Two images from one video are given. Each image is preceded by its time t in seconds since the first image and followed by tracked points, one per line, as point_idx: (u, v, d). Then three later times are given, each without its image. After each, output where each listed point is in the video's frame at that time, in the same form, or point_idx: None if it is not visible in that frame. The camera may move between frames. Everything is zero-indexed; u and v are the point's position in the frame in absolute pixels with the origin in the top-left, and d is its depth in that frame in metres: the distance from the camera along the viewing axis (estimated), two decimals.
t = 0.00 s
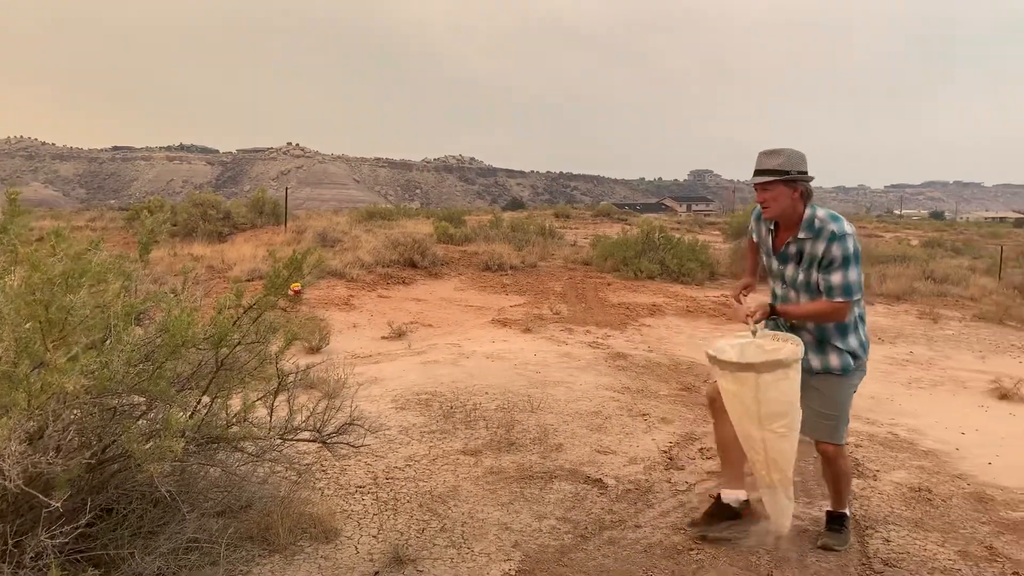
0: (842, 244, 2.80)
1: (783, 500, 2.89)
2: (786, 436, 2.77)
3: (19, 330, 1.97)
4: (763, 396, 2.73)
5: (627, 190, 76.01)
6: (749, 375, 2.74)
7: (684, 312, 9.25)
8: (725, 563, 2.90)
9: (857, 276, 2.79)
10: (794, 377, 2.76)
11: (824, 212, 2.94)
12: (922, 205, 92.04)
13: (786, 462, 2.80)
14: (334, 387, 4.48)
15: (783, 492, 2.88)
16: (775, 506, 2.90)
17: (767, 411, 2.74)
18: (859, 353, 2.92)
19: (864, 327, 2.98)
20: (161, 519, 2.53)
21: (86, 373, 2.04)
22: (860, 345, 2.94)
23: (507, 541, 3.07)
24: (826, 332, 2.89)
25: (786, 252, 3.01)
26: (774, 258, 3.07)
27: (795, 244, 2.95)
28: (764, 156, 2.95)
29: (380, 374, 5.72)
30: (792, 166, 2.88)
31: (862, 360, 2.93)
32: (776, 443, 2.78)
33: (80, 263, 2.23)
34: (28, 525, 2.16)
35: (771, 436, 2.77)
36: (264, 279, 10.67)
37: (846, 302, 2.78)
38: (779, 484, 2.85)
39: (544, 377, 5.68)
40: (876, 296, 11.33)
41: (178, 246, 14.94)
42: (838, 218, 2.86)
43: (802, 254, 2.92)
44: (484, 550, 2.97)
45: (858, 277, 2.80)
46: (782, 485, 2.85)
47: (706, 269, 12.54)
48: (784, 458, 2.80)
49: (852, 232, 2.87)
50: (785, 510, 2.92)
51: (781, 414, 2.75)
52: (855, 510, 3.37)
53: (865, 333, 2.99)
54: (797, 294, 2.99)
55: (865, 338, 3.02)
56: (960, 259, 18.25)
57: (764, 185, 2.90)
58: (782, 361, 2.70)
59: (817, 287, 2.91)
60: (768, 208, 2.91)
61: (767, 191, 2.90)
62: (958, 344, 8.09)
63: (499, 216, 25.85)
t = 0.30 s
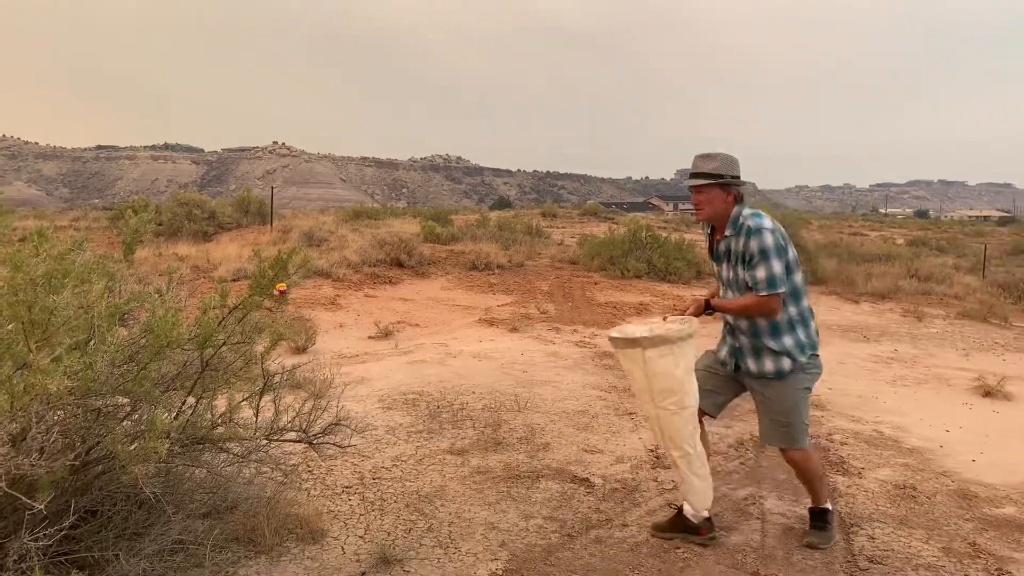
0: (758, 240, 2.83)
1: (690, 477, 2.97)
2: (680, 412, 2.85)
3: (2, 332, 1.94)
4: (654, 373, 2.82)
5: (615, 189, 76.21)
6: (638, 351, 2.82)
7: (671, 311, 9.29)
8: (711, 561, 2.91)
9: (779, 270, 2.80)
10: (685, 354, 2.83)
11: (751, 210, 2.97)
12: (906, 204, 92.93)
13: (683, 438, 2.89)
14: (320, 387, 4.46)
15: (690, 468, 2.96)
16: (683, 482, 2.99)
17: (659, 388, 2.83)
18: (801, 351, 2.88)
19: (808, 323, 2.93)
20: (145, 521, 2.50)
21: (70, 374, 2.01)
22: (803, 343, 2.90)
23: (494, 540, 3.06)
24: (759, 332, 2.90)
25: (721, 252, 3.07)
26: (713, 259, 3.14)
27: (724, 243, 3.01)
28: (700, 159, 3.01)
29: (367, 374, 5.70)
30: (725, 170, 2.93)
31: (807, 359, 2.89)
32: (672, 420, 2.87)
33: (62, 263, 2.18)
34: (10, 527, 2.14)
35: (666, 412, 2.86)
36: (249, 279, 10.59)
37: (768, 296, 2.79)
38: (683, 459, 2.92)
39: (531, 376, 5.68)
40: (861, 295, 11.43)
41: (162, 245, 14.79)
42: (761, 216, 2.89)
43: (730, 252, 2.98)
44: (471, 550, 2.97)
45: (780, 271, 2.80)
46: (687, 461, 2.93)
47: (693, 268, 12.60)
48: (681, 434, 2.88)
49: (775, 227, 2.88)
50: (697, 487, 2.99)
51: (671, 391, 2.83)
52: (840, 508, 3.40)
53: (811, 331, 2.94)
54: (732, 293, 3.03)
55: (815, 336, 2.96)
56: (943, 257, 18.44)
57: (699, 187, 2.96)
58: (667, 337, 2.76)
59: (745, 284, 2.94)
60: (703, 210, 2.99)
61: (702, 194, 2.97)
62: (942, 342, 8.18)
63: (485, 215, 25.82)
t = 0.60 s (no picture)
0: (683, 246, 2.88)
1: (568, 469, 3.25)
2: (566, 407, 3.10)
3: None
4: (552, 363, 3.10)
5: (613, 189, 76.23)
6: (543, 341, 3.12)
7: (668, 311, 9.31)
8: (709, 561, 2.92)
9: (707, 273, 2.83)
10: (584, 355, 3.10)
11: (685, 216, 3.01)
12: (904, 205, 93.07)
13: (570, 433, 3.14)
14: (319, 388, 4.46)
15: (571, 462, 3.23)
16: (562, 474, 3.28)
17: (555, 379, 3.10)
18: (738, 351, 2.89)
19: (748, 323, 2.93)
20: (144, 522, 2.50)
21: (69, 376, 2.01)
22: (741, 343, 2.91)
23: (493, 541, 3.07)
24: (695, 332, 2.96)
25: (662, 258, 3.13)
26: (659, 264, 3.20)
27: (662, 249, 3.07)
28: (644, 166, 3.05)
29: (365, 375, 5.70)
30: (668, 178, 2.99)
31: (743, 359, 2.89)
32: (560, 414, 3.12)
33: (61, 265, 2.18)
34: (9, 530, 2.13)
35: (556, 404, 3.12)
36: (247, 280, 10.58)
37: (700, 300, 2.83)
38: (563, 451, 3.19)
39: (529, 377, 5.69)
40: (859, 295, 11.45)
41: (161, 247, 14.78)
42: (690, 221, 2.93)
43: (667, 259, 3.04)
44: (470, 551, 2.97)
45: (708, 274, 2.83)
46: (568, 455, 3.20)
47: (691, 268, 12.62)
48: (566, 430, 3.13)
49: (704, 231, 2.91)
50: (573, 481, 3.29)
51: (563, 384, 3.09)
52: (838, 508, 3.41)
53: (753, 330, 2.93)
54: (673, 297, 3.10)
55: (758, 335, 2.95)
56: (941, 257, 18.49)
57: (642, 194, 3.03)
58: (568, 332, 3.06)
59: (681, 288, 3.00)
60: (646, 218, 3.05)
61: (645, 202, 3.04)
62: (940, 341, 8.20)
63: (483, 215, 25.77)
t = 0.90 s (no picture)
0: (658, 261, 2.85)
1: (541, 468, 3.51)
2: (538, 412, 3.33)
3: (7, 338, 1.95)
4: (526, 370, 3.30)
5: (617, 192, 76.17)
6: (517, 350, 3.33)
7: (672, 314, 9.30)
8: (715, 564, 2.91)
9: (682, 287, 2.79)
10: (556, 364, 3.28)
11: (665, 227, 2.96)
12: (908, 206, 92.81)
13: (541, 434, 3.40)
14: (324, 391, 4.46)
15: (543, 461, 3.49)
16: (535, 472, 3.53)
17: (528, 384, 3.32)
18: (707, 349, 2.90)
19: (725, 328, 2.90)
20: (150, 525, 2.51)
21: (75, 379, 2.03)
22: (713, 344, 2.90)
23: (498, 544, 3.07)
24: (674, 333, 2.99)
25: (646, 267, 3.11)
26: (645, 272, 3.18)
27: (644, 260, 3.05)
28: (627, 176, 3.08)
29: (370, 378, 5.71)
30: (651, 187, 3.02)
31: (710, 356, 2.89)
32: (533, 416, 3.36)
33: (68, 269, 2.20)
34: (16, 532, 2.14)
35: (529, 408, 3.35)
36: (252, 283, 10.62)
37: (677, 314, 2.83)
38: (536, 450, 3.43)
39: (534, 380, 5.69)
40: (865, 297, 11.41)
41: (166, 250, 14.81)
42: (665, 235, 2.89)
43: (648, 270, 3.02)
44: (475, 554, 2.97)
45: (684, 288, 2.79)
46: (539, 454, 3.46)
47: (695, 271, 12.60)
48: (538, 431, 3.39)
49: (681, 244, 2.86)
50: (546, 480, 3.54)
51: (535, 390, 3.31)
52: (843, 510, 3.40)
53: (728, 333, 2.91)
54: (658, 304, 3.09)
55: (735, 338, 2.92)
56: (946, 258, 18.42)
57: (625, 205, 3.08)
58: (540, 343, 3.23)
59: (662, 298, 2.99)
60: (630, 227, 3.10)
61: (628, 212, 3.08)
62: (945, 343, 8.17)
63: (487, 218, 25.80)
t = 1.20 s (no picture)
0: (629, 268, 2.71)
1: (526, 464, 3.58)
2: (526, 414, 3.42)
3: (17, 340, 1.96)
4: (520, 373, 3.37)
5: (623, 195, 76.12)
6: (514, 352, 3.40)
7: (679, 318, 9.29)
8: (722, 569, 2.90)
9: (648, 295, 2.64)
10: (549, 372, 3.35)
11: (645, 235, 2.81)
12: (915, 210, 92.45)
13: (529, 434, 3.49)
14: (331, 395, 4.48)
15: (529, 458, 3.57)
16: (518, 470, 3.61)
17: (519, 387, 3.40)
18: (673, 366, 2.77)
19: (694, 341, 2.75)
20: (158, 527, 2.52)
21: (84, 382, 2.04)
22: (681, 359, 2.76)
23: (505, 548, 3.07)
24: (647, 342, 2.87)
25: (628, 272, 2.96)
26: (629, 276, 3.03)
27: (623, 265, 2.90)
28: (608, 184, 2.94)
29: (377, 381, 5.72)
30: (634, 195, 2.86)
31: (677, 373, 2.76)
32: (522, 418, 3.45)
33: (78, 272, 2.21)
34: (26, 534, 2.15)
35: (518, 409, 3.43)
36: (259, 286, 10.66)
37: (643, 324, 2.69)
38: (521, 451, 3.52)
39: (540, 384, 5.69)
40: (872, 301, 11.37)
41: (174, 253, 14.89)
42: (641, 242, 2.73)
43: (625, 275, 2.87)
44: (482, 557, 2.97)
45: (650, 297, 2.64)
46: (525, 452, 3.54)
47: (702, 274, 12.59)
48: (526, 431, 3.48)
49: (655, 252, 2.70)
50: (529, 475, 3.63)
51: (525, 394, 3.39)
52: (851, 515, 3.39)
53: (696, 347, 2.75)
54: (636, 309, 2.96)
55: (706, 352, 2.76)
56: (953, 263, 18.34)
57: (608, 213, 2.92)
58: (533, 352, 3.30)
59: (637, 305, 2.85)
60: (614, 236, 2.94)
61: (613, 220, 2.92)
62: (953, 348, 8.13)
63: (493, 222, 25.87)
